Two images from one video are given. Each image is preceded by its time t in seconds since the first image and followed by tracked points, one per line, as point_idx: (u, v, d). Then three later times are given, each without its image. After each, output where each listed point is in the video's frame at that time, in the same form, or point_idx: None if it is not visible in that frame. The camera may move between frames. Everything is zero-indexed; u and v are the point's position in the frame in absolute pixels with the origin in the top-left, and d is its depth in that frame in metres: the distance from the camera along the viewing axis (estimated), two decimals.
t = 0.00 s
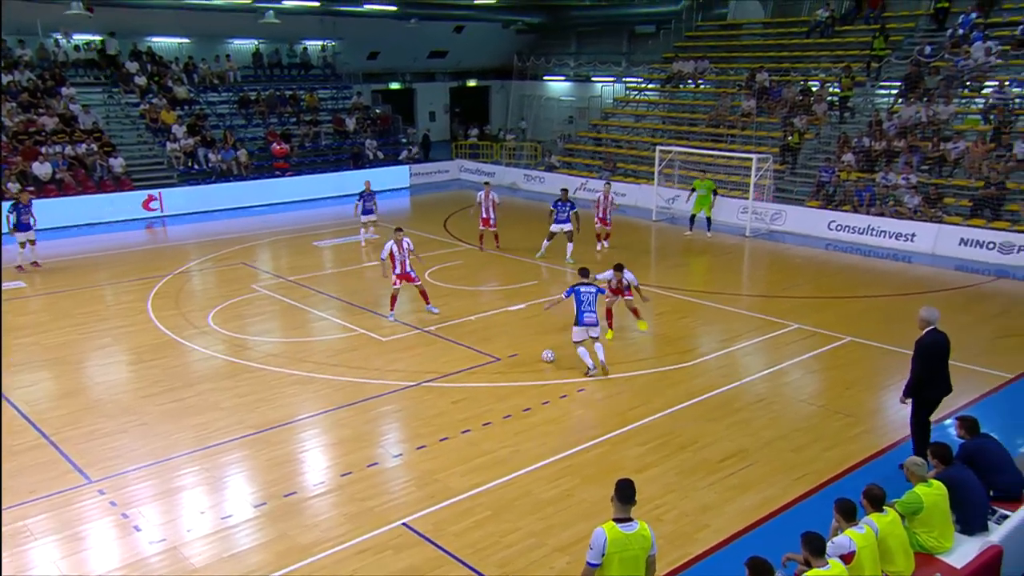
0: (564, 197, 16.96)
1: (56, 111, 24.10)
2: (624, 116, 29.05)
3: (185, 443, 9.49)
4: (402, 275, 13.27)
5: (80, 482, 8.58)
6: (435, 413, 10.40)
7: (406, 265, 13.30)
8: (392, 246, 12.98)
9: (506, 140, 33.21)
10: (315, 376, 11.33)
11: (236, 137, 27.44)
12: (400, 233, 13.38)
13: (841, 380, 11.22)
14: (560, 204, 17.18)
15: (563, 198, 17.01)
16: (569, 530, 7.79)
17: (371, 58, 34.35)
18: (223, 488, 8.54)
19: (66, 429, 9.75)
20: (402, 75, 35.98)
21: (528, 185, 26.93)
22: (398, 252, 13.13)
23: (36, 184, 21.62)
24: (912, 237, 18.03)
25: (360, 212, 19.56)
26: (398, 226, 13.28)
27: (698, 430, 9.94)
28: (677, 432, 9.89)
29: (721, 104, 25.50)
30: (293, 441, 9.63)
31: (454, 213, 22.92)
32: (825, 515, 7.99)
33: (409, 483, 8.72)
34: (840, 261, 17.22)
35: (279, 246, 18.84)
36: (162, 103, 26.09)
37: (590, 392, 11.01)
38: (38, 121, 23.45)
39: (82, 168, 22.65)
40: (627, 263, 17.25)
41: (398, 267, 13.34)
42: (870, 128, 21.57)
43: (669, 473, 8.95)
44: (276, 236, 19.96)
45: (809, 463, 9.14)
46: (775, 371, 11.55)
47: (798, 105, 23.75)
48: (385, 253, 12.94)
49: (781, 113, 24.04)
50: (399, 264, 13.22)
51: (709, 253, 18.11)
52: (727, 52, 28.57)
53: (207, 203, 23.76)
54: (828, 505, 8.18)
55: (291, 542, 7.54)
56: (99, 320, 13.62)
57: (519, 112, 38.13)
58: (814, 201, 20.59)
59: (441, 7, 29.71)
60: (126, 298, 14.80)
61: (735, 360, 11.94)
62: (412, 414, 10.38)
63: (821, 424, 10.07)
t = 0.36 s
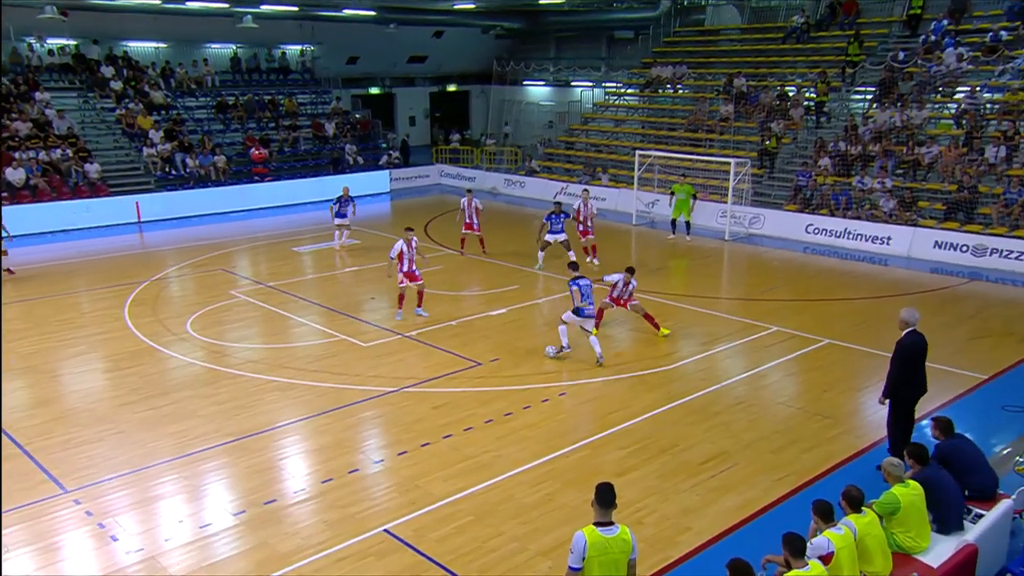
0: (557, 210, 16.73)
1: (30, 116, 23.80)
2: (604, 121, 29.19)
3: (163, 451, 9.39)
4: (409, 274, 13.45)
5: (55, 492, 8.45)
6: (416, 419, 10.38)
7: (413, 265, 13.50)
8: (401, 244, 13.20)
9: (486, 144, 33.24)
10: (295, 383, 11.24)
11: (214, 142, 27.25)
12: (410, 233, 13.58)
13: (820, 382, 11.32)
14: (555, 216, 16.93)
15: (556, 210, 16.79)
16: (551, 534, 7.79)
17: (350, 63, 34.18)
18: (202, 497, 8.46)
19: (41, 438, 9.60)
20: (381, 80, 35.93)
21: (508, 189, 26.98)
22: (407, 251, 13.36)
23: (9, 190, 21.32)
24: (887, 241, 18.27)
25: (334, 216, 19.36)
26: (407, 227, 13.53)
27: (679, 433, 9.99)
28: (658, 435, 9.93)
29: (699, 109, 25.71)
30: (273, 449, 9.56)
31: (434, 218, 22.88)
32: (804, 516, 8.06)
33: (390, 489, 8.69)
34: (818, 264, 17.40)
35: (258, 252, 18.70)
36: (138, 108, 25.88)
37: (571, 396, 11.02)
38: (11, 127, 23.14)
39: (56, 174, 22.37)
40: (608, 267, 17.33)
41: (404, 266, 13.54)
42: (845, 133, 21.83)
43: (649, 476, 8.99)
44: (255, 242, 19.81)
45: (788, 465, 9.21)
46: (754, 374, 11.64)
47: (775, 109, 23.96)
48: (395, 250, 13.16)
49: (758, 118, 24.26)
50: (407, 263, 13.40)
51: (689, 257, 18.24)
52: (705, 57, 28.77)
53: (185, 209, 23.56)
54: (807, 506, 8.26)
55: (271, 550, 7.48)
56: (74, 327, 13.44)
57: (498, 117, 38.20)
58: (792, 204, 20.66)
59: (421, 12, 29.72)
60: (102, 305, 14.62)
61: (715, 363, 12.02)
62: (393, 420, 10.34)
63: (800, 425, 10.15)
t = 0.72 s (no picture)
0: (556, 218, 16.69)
1: (18, 123, 23.74)
2: (594, 128, 29.30)
3: (152, 460, 9.34)
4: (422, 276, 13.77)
5: (43, 502, 8.38)
6: (407, 426, 10.36)
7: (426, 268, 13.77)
8: (417, 249, 13.44)
9: (477, 151, 33.28)
10: (285, 391, 11.19)
11: (205, 149, 27.23)
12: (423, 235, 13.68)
13: (810, 388, 11.35)
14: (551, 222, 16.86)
15: (553, 216, 16.79)
16: (542, 541, 7.78)
17: (341, 70, 34.17)
18: (192, 505, 8.41)
19: (28, 448, 9.52)
20: (372, 87, 35.97)
21: (499, 197, 27.01)
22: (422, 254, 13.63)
23: None
24: (877, 247, 18.41)
25: (325, 224, 19.25)
26: (420, 230, 13.63)
27: (670, 439, 10.01)
28: (649, 442, 9.95)
29: (689, 116, 25.87)
30: (263, 457, 9.53)
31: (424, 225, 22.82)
32: (794, 522, 8.09)
33: (381, 497, 8.66)
34: (808, 271, 17.48)
35: (248, 259, 18.63)
36: (128, 116, 25.77)
37: (562, 403, 11.01)
38: None
39: (45, 181, 22.29)
40: (598, 274, 17.35)
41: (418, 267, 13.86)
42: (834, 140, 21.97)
43: (640, 483, 9.00)
44: (245, 249, 19.76)
45: (778, 472, 9.24)
46: (745, 380, 11.66)
47: (764, 117, 24.08)
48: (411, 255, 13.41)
49: (748, 125, 24.37)
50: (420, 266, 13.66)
51: (680, 263, 18.29)
52: (695, 65, 28.92)
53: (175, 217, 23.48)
54: (797, 512, 8.29)
55: (261, 559, 7.44)
56: (62, 335, 13.36)
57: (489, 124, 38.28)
58: (782, 211, 20.87)
59: (412, 20, 29.78)
60: (91, 313, 14.54)
61: (706, 370, 12.03)
62: (384, 427, 10.32)
63: (790, 431, 10.18)
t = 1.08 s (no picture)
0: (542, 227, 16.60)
1: (7, 131, 23.62)
2: (587, 135, 29.34)
3: (142, 471, 9.25)
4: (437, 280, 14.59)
5: (31, 514, 8.28)
6: (401, 435, 10.30)
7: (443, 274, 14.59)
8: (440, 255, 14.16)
9: (469, 158, 33.28)
10: (277, 400, 11.10)
11: (195, 157, 27.17)
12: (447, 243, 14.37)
13: (804, 396, 11.34)
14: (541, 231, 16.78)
15: (540, 224, 16.70)
16: (537, 550, 7.73)
17: (334, 78, 34.09)
18: (183, 516, 8.33)
19: (17, 459, 9.42)
20: (365, 95, 35.96)
21: (492, 205, 26.99)
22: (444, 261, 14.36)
23: None
24: (870, 254, 18.46)
25: (320, 228, 19.31)
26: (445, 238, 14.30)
27: (664, 447, 9.98)
28: (644, 450, 9.91)
29: (682, 124, 25.94)
30: (255, 467, 9.45)
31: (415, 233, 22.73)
32: (789, 531, 8.06)
33: (375, 507, 8.60)
34: (800, 278, 17.50)
35: (239, 268, 18.53)
36: (118, 124, 25.60)
37: (555, 411, 10.96)
38: None
39: (35, 189, 22.18)
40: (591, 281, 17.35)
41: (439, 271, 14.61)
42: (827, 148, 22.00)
43: (635, 491, 8.96)
44: (237, 257, 19.66)
45: (772, 480, 9.21)
46: (739, 388, 11.64)
47: (758, 125, 24.10)
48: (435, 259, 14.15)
49: (741, 133, 24.41)
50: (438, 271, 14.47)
51: (673, 271, 18.31)
52: (688, 72, 28.95)
53: (165, 225, 23.36)
54: (792, 520, 8.27)
55: (252, 570, 7.36)
56: (52, 345, 13.24)
57: (481, 131, 38.34)
58: (774, 219, 20.84)
59: (405, 28, 29.80)
60: (80, 322, 14.43)
61: (700, 378, 12.01)
62: (377, 436, 10.26)
63: (784, 439, 10.16)
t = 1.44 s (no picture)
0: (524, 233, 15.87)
1: None
2: (577, 135, 29.00)
3: (113, 485, 8.83)
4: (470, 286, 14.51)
5: None
6: (384, 446, 9.91)
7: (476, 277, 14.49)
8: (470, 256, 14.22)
9: (455, 160, 32.89)
10: (254, 411, 10.69)
11: (170, 158, 26.80)
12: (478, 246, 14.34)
13: (801, 404, 11.02)
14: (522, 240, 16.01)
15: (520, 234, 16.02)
16: (527, 565, 7.37)
17: (314, 76, 33.46)
18: (156, 532, 7.93)
19: None
20: (347, 94, 35.41)
21: (479, 207, 26.57)
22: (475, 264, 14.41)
23: None
24: (868, 257, 18.22)
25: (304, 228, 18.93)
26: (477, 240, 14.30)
27: (657, 457, 9.64)
28: (636, 460, 9.56)
29: (674, 124, 25.61)
30: (233, 480, 9.05)
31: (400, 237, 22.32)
32: (787, 544, 7.73)
33: (357, 521, 8.22)
34: (796, 282, 17.20)
35: (217, 273, 18.08)
36: (88, 123, 25.29)
37: (545, 421, 10.60)
38: None
39: None
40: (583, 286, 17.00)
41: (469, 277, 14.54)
42: (823, 148, 21.63)
43: (627, 503, 8.62)
44: (213, 262, 19.24)
45: (770, 491, 8.88)
46: (734, 396, 11.31)
47: (752, 125, 23.74)
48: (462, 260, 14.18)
49: (735, 133, 24.07)
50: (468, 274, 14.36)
51: (666, 275, 17.99)
52: (681, 71, 28.64)
53: (138, 229, 22.87)
54: (790, 533, 7.94)
55: None
56: (20, 355, 12.77)
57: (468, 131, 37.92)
58: (771, 220, 20.71)
59: (387, 25, 29.37)
60: (51, 330, 13.96)
61: (694, 385, 11.67)
62: (360, 448, 9.86)
63: (781, 448, 9.84)
